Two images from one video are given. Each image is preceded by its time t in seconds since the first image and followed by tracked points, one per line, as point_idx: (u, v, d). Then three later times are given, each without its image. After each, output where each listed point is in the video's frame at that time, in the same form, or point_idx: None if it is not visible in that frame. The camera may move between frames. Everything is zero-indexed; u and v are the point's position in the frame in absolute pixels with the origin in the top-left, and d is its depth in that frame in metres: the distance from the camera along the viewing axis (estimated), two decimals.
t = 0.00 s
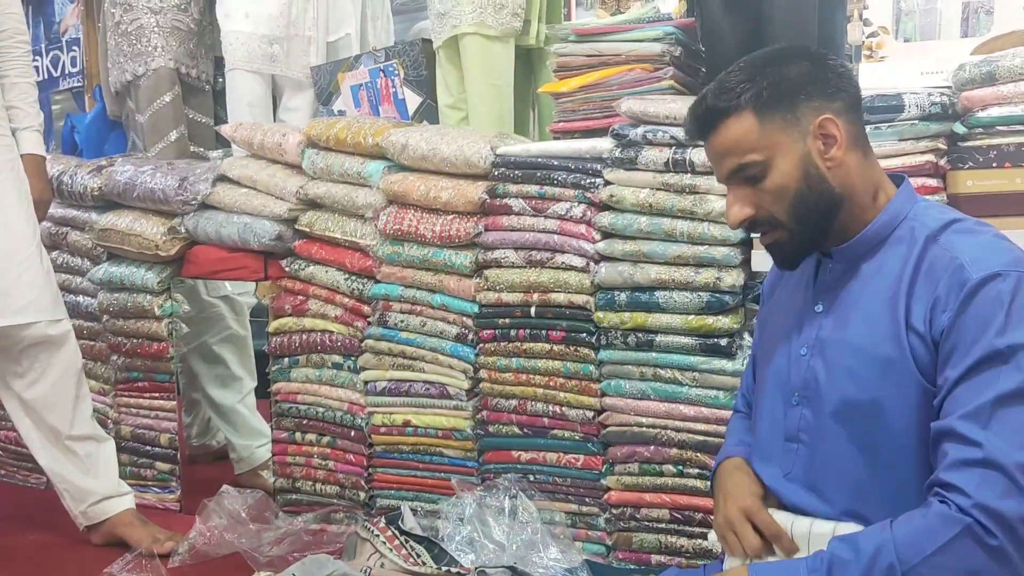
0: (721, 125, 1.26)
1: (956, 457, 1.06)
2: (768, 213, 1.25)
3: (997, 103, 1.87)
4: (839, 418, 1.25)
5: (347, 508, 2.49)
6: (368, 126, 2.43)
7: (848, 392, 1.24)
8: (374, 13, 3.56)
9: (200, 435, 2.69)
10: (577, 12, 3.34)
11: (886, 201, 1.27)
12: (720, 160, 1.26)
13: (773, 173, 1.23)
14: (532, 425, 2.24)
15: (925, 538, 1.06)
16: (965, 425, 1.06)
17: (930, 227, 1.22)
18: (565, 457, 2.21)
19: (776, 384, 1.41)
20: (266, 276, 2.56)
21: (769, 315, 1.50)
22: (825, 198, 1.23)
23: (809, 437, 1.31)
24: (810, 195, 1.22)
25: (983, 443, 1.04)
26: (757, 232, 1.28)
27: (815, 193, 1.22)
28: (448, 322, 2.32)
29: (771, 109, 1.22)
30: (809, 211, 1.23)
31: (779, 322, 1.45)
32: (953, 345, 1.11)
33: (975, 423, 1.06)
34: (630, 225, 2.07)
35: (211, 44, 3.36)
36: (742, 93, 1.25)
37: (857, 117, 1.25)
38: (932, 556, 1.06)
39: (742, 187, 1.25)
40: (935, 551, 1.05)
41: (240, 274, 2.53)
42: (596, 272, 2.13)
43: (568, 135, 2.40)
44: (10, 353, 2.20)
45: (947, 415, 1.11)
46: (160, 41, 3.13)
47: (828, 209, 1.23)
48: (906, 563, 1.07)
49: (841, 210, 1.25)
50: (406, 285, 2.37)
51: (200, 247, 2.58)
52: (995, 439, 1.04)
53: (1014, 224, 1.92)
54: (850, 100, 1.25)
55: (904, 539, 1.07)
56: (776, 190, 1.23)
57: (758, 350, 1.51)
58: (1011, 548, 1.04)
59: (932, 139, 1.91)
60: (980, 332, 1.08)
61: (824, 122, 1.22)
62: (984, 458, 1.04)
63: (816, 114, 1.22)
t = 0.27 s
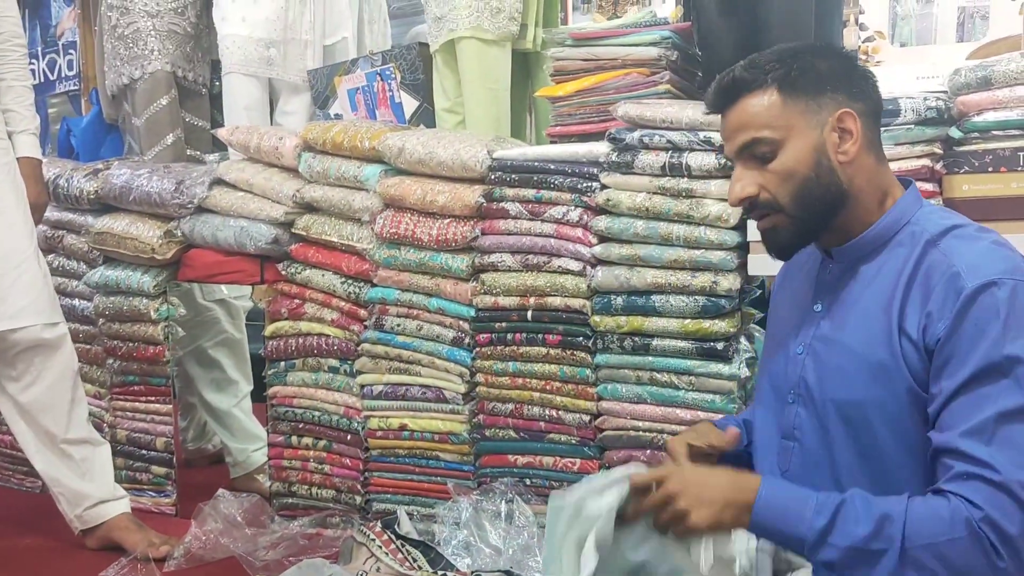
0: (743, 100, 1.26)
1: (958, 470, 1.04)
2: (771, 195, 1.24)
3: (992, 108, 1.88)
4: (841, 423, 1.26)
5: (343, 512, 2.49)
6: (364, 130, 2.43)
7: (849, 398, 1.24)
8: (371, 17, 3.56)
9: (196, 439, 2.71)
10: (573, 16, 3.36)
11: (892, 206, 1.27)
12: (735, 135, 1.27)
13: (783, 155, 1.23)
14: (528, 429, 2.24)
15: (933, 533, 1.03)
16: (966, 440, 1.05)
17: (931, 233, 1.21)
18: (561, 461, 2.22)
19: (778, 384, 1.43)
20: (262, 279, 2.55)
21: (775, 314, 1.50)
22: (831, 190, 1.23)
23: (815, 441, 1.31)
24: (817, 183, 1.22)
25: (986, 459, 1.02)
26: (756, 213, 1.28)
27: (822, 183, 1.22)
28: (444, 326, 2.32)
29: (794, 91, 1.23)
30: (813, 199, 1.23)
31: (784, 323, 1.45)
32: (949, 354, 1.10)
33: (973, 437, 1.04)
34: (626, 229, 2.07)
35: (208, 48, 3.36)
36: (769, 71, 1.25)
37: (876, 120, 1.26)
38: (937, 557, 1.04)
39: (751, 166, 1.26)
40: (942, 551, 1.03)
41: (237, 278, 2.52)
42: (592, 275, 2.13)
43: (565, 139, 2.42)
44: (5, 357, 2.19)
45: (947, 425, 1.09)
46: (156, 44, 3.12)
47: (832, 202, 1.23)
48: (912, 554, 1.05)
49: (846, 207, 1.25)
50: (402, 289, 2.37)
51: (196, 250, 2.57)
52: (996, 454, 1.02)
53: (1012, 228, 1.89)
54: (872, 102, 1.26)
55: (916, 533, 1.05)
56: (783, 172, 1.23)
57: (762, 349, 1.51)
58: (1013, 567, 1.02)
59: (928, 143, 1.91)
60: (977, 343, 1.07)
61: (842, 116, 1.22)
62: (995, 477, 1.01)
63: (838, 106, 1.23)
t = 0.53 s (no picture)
0: (762, 91, 1.28)
1: (962, 463, 1.07)
2: (781, 186, 1.26)
3: (989, 111, 1.88)
4: (845, 417, 1.25)
5: (341, 514, 2.49)
6: (362, 132, 2.43)
7: (858, 392, 1.23)
8: (369, 20, 3.56)
9: (193, 441, 2.69)
10: (572, 18, 3.36)
11: (904, 204, 1.28)
12: (750, 125, 1.28)
13: (795, 147, 1.24)
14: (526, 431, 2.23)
15: (930, 513, 1.08)
16: (969, 436, 1.07)
17: (946, 233, 1.22)
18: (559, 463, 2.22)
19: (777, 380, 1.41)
20: (260, 281, 2.55)
21: (774, 307, 1.49)
22: (842, 184, 1.23)
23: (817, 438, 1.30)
24: (827, 177, 1.23)
25: (983, 452, 1.06)
26: (766, 206, 1.29)
27: (831, 176, 1.23)
28: (442, 328, 2.32)
29: (810, 83, 1.24)
30: (823, 192, 1.24)
31: (785, 316, 1.44)
32: (962, 351, 1.12)
33: (977, 434, 1.07)
34: (624, 231, 2.07)
35: (206, 49, 3.36)
36: (787, 63, 1.27)
37: (893, 121, 1.26)
38: (929, 538, 1.08)
39: (764, 158, 1.27)
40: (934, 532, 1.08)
41: (234, 280, 2.53)
42: (590, 278, 2.13)
43: (563, 141, 2.42)
44: (2, 359, 2.19)
45: (951, 419, 1.11)
46: (154, 46, 3.13)
47: (842, 195, 1.24)
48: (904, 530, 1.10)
49: (856, 203, 1.26)
50: (400, 291, 2.37)
51: (194, 252, 2.57)
52: (997, 451, 1.06)
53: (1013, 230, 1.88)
54: (891, 102, 1.26)
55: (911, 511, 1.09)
56: (794, 163, 1.24)
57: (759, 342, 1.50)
58: (1004, 562, 1.06)
59: (926, 146, 1.91)
60: (990, 341, 1.09)
61: (858, 111, 1.23)
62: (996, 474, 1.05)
63: (854, 102, 1.24)
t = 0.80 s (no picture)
0: (762, 88, 1.30)
1: (972, 453, 1.07)
2: (786, 176, 1.25)
3: (987, 112, 1.88)
4: (856, 415, 1.24)
5: (339, 515, 2.49)
6: (361, 132, 2.43)
7: (870, 389, 1.23)
8: (367, 20, 3.56)
9: (192, 441, 2.71)
10: (570, 19, 3.36)
11: (915, 199, 1.28)
12: (751, 122, 1.29)
13: (798, 136, 1.25)
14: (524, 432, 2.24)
15: (939, 503, 1.07)
16: (981, 427, 1.07)
17: (960, 231, 1.22)
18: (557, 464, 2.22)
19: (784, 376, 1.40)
20: (258, 281, 2.55)
21: (782, 308, 1.49)
22: (848, 169, 1.23)
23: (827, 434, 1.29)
24: (832, 163, 1.23)
25: (998, 442, 1.05)
26: (771, 198, 1.28)
27: (836, 162, 1.23)
28: (440, 328, 2.32)
29: (809, 77, 1.26)
30: (830, 178, 1.23)
31: (794, 316, 1.44)
32: (976, 345, 1.12)
33: (988, 424, 1.07)
34: (622, 231, 2.07)
35: (205, 49, 3.36)
36: (786, 60, 1.29)
37: (895, 112, 1.27)
38: (938, 530, 1.08)
39: (768, 150, 1.28)
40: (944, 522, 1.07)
41: (233, 280, 2.52)
42: (588, 278, 2.13)
43: (562, 141, 2.42)
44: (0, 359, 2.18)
45: (961, 412, 1.11)
46: (153, 46, 3.12)
47: (849, 181, 1.23)
48: (912, 519, 1.10)
49: (863, 193, 1.25)
50: (398, 291, 2.37)
51: (192, 252, 2.57)
52: (1010, 441, 1.05)
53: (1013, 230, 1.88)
54: (890, 95, 1.27)
55: (919, 499, 1.09)
56: (801, 151, 1.24)
57: (766, 343, 1.50)
58: (1011, 552, 1.07)
59: (924, 147, 1.91)
60: (1004, 334, 1.09)
61: (857, 99, 1.24)
62: (1008, 462, 1.05)
63: (854, 91, 1.25)
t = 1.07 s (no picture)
0: (758, 97, 1.30)
1: (967, 462, 1.07)
2: (792, 186, 1.24)
3: (985, 111, 1.87)
4: (857, 416, 1.24)
5: (337, 514, 2.49)
6: (359, 131, 2.43)
7: (871, 391, 1.22)
8: (366, 19, 3.56)
9: (190, 441, 2.69)
10: (568, 18, 3.36)
11: (916, 200, 1.27)
12: (751, 132, 1.28)
13: (800, 145, 1.24)
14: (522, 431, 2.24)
15: (933, 518, 1.07)
16: (978, 436, 1.07)
17: (962, 233, 1.22)
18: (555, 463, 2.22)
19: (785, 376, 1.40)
20: (256, 281, 2.55)
21: (787, 306, 1.49)
22: (851, 174, 1.22)
23: (826, 436, 1.29)
24: (835, 169, 1.22)
25: (993, 452, 1.05)
26: (776, 209, 1.28)
27: (839, 168, 1.22)
28: (439, 327, 2.32)
29: (805, 84, 1.26)
30: (835, 186, 1.22)
31: (798, 315, 1.44)
32: (975, 350, 1.11)
33: (985, 433, 1.07)
34: (621, 230, 2.07)
35: (202, 48, 3.36)
36: (780, 68, 1.29)
37: (892, 112, 1.27)
38: (931, 541, 1.08)
39: (770, 161, 1.27)
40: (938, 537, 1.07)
41: (231, 279, 2.52)
42: (587, 277, 2.13)
43: (560, 141, 2.42)
44: None
45: (959, 419, 1.11)
46: (150, 45, 3.12)
47: (855, 187, 1.23)
48: (906, 536, 1.09)
49: (865, 197, 1.25)
50: (397, 290, 2.37)
51: (190, 252, 2.57)
52: (1007, 450, 1.05)
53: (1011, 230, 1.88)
54: (885, 95, 1.28)
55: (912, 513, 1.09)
56: (804, 160, 1.23)
57: (770, 341, 1.50)
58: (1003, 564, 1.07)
59: (922, 146, 1.91)
60: (1003, 340, 1.09)
61: (856, 104, 1.24)
62: (1003, 473, 1.05)
63: (850, 96, 1.25)
